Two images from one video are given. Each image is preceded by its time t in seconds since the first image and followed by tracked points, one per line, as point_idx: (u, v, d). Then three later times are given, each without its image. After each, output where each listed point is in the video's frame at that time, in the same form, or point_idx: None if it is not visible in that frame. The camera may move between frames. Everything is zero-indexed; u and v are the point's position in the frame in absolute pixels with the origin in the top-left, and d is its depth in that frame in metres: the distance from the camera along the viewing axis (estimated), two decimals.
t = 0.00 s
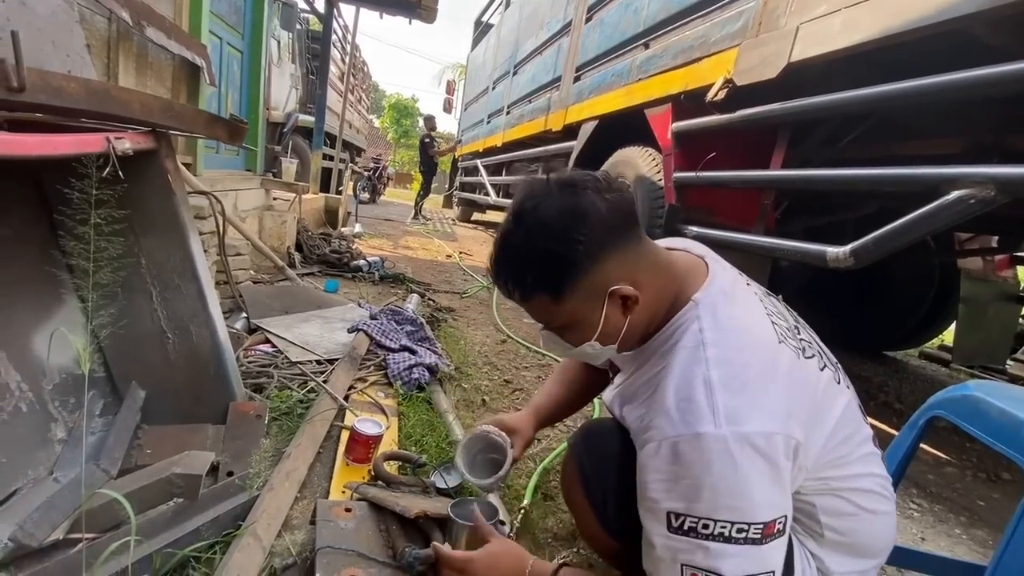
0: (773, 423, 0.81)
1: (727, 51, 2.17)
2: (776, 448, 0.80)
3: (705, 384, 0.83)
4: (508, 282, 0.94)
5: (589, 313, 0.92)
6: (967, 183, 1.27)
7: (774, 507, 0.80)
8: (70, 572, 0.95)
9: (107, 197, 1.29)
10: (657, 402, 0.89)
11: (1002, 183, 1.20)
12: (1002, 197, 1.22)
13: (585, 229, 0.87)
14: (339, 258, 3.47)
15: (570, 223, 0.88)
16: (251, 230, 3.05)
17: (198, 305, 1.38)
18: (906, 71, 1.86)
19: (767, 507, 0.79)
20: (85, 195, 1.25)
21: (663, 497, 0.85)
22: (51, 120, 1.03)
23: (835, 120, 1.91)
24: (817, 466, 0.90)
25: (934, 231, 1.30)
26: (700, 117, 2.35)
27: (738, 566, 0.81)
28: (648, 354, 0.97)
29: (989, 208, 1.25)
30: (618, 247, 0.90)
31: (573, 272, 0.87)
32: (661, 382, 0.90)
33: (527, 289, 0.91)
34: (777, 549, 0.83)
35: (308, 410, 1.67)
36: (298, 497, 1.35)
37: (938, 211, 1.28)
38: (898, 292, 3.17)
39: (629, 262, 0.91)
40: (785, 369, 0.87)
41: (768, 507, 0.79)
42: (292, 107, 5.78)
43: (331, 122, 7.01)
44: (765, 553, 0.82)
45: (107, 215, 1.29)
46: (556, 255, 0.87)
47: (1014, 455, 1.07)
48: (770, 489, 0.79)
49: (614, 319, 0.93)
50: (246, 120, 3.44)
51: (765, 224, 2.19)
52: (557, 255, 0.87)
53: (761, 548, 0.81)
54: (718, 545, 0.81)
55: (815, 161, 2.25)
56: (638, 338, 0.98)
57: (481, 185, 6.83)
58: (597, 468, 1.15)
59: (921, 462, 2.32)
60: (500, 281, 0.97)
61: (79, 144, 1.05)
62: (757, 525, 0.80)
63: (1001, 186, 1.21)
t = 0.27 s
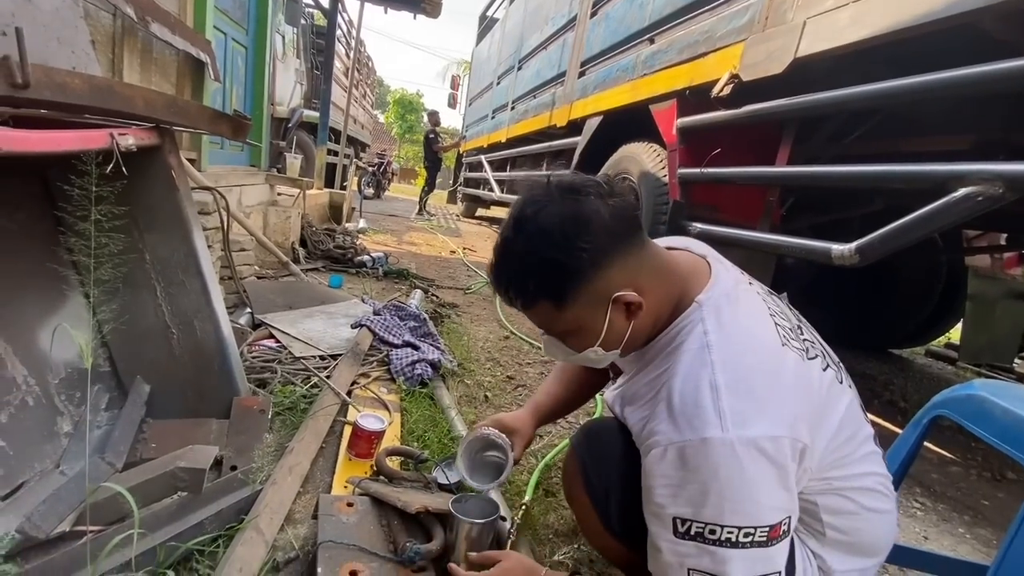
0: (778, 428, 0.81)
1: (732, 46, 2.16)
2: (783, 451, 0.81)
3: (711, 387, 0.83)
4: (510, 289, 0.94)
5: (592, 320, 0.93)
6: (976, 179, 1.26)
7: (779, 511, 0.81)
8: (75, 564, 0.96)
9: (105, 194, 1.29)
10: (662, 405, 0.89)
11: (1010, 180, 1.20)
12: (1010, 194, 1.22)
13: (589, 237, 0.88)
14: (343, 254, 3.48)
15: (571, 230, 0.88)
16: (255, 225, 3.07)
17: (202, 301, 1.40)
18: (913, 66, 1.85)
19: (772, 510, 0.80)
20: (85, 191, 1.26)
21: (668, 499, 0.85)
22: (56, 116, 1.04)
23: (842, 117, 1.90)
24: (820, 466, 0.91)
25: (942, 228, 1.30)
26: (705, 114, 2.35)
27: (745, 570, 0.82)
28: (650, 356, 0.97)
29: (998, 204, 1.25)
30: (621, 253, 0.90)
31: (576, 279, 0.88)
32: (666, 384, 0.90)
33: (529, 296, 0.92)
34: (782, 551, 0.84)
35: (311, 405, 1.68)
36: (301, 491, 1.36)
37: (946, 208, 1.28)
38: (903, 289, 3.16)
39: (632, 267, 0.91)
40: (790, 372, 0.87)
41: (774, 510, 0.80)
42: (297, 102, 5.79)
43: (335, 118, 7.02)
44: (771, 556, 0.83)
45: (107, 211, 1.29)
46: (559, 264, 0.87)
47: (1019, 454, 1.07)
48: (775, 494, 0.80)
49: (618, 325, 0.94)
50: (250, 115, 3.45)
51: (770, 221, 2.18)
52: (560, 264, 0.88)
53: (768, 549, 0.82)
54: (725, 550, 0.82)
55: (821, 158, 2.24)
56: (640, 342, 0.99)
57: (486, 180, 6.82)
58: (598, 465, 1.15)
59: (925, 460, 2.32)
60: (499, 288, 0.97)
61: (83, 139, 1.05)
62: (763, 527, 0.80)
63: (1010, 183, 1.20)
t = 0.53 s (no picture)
0: (780, 423, 0.82)
1: (738, 41, 2.16)
2: (784, 446, 0.81)
3: (712, 383, 0.84)
4: (513, 288, 0.95)
5: (596, 318, 0.93)
6: (981, 175, 1.26)
7: (778, 505, 0.82)
8: (83, 551, 0.98)
9: (115, 187, 1.31)
10: (663, 399, 0.90)
11: (1016, 176, 1.20)
12: (1015, 190, 1.22)
13: (592, 234, 0.89)
14: (346, 248, 3.50)
15: (573, 227, 0.89)
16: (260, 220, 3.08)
17: (207, 294, 1.41)
18: (919, 62, 1.84)
19: (771, 504, 0.81)
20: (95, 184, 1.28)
21: (669, 493, 0.86)
22: (63, 110, 1.06)
23: (847, 112, 1.90)
24: (820, 461, 0.92)
25: (948, 223, 1.30)
26: (710, 109, 2.35)
27: (742, 562, 0.83)
28: (652, 351, 0.99)
29: (1003, 200, 1.25)
30: (624, 250, 0.91)
31: (580, 277, 0.89)
32: (667, 379, 0.91)
33: (532, 295, 0.93)
34: (780, 544, 0.85)
35: (315, 397, 1.70)
36: (305, 481, 1.38)
37: (951, 204, 1.28)
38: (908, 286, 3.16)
39: (635, 264, 0.92)
40: (790, 367, 0.88)
41: (774, 503, 0.81)
42: (301, 97, 5.80)
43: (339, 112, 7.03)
44: (768, 550, 0.84)
45: (116, 204, 1.32)
46: (564, 263, 0.88)
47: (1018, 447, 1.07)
48: (775, 488, 0.81)
49: (621, 322, 0.95)
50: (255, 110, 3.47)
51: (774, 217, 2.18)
52: (564, 263, 0.88)
53: (766, 543, 0.84)
54: (722, 543, 0.83)
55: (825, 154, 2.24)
56: (643, 339, 1.00)
57: (489, 175, 6.82)
58: (600, 458, 1.16)
59: (926, 457, 2.32)
60: (502, 287, 0.98)
61: (90, 133, 1.07)
62: (762, 522, 0.81)
63: (1015, 179, 1.20)
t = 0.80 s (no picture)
0: (775, 402, 0.82)
1: (741, 31, 2.15)
2: (779, 425, 0.82)
3: (708, 362, 0.84)
4: (510, 271, 0.96)
5: (593, 299, 0.94)
6: (984, 163, 1.26)
7: (772, 484, 0.82)
8: (85, 526, 0.99)
9: (115, 162, 1.32)
10: (660, 379, 0.90)
11: (1020, 163, 1.19)
12: (1019, 177, 1.21)
13: (588, 215, 0.89)
14: (349, 239, 3.51)
15: (566, 206, 0.89)
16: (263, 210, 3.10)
17: (208, 277, 1.42)
18: (923, 51, 1.83)
19: (765, 483, 0.81)
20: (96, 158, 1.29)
21: (664, 473, 0.87)
22: (64, 89, 1.07)
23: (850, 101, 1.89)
24: (816, 442, 0.92)
25: (952, 211, 1.30)
26: (713, 99, 2.34)
27: (736, 541, 0.84)
28: (649, 333, 0.99)
29: (1007, 188, 1.24)
30: (621, 230, 0.91)
31: (576, 258, 0.89)
32: (663, 359, 0.92)
33: (529, 277, 0.93)
34: (774, 524, 0.86)
35: (315, 382, 1.71)
36: (305, 464, 1.40)
37: (955, 191, 1.28)
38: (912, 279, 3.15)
39: (631, 245, 0.92)
40: (787, 347, 0.88)
41: (768, 482, 0.81)
42: (304, 89, 5.81)
43: (342, 105, 7.04)
44: (763, 529, 0.85)
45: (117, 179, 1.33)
46: (562, 245, 0.89)
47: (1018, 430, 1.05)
48: (770, 467, 0.81)
49: (619, 303, 0.95)
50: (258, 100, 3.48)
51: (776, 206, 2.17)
52: (560, 243, 0.89)
53: (760, 523, 0.84)
54: (716, 522, 0.83)
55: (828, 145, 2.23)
56: (642, 322, 1.00)
57: (493, 170, 6.82)
58: (598, 440, 1.16)
59: (927, 448, 2.32)
60: (499, 270, 0.99)
61: (91, 112, 1.08)
62: (756, 501, 0.82)
63: (1019, 166, 1.20)
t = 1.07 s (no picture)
0: (780, 398, 0.82)
1: (746, 25, 2.14)
2: (784, 421, 0.81)
3: (713, 357, 0.84)
4: (509, 263, 0.95)
5: (594, 292, 0.94)
6: (992, 158, 1.25)
7: (776, 480, 0.82)
8: (90, 514, 1.00)
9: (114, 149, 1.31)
10: (665, 374, 0.90)
11: None
12: None
13: (587, 207, 0.89)
14: (351, 234, 3.51)
15: (566, 199, 0.89)
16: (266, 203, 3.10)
17: (212, 269, 1.43)
18: (930, 45, 1.82)
19: (769, 480, 0.81)
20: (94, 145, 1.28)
21: (667, 467, 0.87)
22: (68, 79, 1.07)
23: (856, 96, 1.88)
24: (821, 437, 0.91)
25: (959, 206, 1.29)
26: (718, 93, 2.33)
27: (738, 536, 0.84)
28: (652, 328, 0.99)
29: (1014, 182, 1.23)
30: (622, 222, 0.91)
31: (575, 250, 0.89)
32: (668, 354, 0.92)
33: (529, 270, 0.93)
34: (777, 519, 0.85)
35: (319, 375, 1.71)
36: (309, 455, 1.40)
37: (962, 186, 1.27)
38: (915, 276, 3.12)
39: (632, 237, 0.92)
40: (793, 343, 0.88)
41: (772, 478, 0.81)
42: (306, 83, 5.81)
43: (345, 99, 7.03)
44: (766, 525, 0.85)
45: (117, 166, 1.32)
46: (560, 236, 0.89)
47: None
48: (774, 463, 0.81)
49: (620, 296, 0.95)
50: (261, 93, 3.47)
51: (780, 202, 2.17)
52: (558, 235, 0.89)
53: (763, 518, 0.84)
54: (719, 517, 0.83)
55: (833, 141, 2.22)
56: (644, 315, 1.00)
57: (495, 165, 6.81)
58: (602, 434, 1.16)
59: (930, 444, 2.32)
60: (499, 262, 0.99)
61: (96, 102, 1.08)
62: (759, 496, 0.82)
63: None
